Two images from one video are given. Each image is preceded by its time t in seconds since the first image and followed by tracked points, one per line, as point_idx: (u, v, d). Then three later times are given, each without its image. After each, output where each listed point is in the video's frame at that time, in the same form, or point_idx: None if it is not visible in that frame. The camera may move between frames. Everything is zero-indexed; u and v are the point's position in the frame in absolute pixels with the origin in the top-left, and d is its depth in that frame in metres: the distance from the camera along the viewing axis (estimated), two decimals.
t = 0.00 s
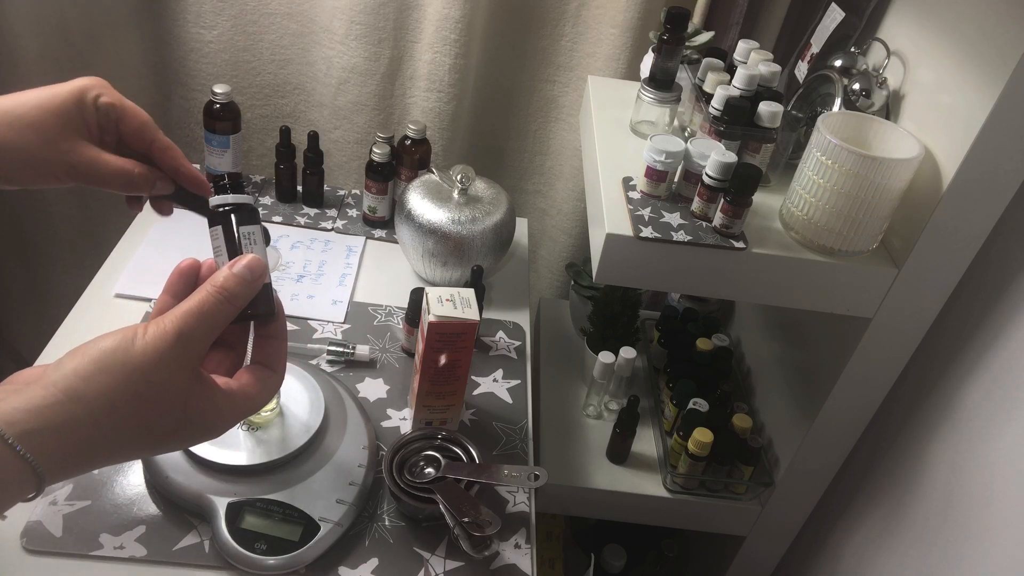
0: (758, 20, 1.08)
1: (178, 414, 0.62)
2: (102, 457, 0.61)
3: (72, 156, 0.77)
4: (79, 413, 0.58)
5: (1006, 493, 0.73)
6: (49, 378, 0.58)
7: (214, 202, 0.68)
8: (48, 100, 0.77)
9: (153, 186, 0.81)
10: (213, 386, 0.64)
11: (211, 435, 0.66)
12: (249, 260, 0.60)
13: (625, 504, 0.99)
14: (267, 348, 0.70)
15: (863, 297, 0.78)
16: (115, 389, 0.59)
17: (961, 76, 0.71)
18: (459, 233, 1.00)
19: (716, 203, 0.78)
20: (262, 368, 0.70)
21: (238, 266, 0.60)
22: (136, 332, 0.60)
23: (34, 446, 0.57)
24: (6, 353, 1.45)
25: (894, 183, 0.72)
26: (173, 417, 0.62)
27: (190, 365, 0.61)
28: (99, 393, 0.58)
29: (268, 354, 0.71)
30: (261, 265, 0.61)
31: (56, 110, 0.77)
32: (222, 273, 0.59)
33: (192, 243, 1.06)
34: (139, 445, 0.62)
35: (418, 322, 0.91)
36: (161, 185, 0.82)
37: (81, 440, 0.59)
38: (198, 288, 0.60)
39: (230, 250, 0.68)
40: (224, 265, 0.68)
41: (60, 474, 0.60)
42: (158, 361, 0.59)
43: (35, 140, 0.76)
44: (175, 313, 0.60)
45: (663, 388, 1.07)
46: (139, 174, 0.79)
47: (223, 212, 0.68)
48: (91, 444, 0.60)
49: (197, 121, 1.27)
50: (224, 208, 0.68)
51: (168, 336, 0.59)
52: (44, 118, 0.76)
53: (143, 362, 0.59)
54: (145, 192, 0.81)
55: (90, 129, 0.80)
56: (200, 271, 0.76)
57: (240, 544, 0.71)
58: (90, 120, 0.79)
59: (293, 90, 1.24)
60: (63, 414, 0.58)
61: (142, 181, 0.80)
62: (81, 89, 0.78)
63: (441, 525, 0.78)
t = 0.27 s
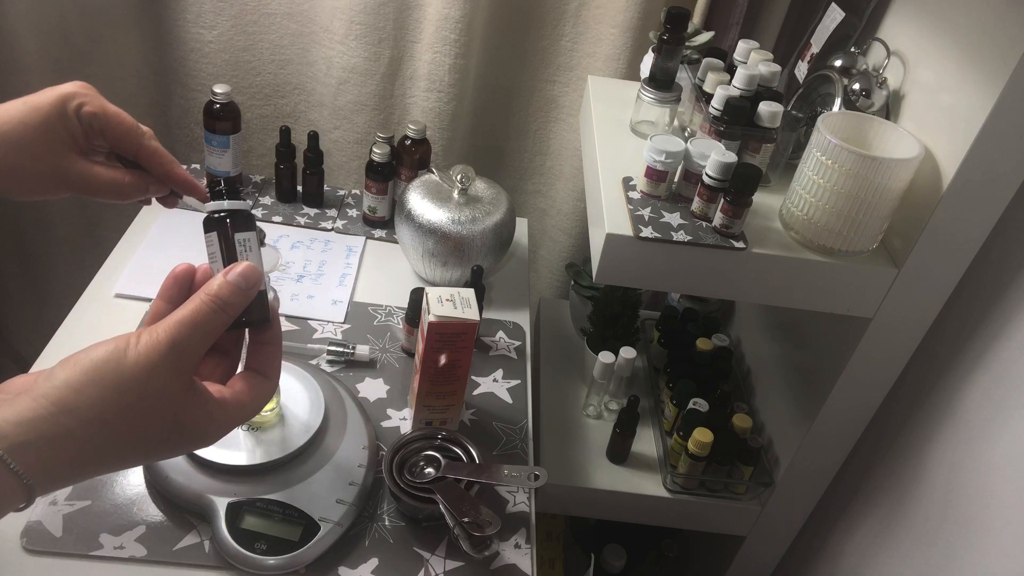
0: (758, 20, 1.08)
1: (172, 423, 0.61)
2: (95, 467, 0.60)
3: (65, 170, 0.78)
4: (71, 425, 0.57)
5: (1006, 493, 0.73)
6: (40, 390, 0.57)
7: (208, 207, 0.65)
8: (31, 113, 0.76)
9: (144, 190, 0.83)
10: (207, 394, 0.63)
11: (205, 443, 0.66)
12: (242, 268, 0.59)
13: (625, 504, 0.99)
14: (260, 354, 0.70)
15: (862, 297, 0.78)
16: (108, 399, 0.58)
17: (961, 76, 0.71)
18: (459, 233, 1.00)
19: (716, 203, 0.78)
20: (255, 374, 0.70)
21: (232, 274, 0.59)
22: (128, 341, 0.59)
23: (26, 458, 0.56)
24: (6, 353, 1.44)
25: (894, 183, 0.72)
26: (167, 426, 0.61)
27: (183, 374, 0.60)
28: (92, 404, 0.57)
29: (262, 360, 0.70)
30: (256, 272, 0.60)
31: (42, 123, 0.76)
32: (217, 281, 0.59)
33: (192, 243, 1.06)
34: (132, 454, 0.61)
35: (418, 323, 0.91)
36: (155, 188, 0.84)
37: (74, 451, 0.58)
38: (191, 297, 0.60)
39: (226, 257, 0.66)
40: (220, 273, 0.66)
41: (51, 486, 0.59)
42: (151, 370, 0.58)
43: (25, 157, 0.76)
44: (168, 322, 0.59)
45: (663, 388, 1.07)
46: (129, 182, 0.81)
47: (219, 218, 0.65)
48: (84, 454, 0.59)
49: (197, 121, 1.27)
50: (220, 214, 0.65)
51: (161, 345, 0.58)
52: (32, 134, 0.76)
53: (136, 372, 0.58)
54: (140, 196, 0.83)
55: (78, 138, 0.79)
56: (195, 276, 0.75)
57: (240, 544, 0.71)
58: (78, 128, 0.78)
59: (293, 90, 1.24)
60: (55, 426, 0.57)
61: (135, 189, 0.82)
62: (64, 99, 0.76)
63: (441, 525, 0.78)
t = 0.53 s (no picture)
0: (758, 20, 1.08)
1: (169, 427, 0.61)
2: (90, 471, 0.60)
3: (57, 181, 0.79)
4: (66, 429, 0.57)
5: (1006, 493, 0.73)
6: (34, 394, 0.56)
7: (205, 206, 0.64)
8: (19, 126, 0.75)
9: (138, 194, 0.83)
10: (203, 397, 0.63)
11: (201, 446, 0.66)
12: (240, 270, 0.59)
13: (625, 504, 0.99)
14: (256, 356, 0.70)
15: (863, 296, 0.78)
16: (104, 404, 0.57)
17: (961, 76, 0.71)
18: (459, 233, 1.00)
19: (716, 203, 0.78)
20: (252, 376, 0.70)
21: (229, 277, 0.59)
22: (124, 345, 0.59)
23: (21, 463, 0.56)
24: (6, 353, 1.45)
25: (894, 183, 0.72)
26: (163, 430, 0.61)
27: (179, 378, 0.60)
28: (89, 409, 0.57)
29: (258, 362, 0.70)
30: (253, 274, 0.60)
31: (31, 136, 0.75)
32: (214, 283, 0.58)
33: (192, 243, 1.06)
34: (128, 458, 0.61)
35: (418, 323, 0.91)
36: (148, 194, 0.84)
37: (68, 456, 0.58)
38: (188, 299, 0.59)
39: (223, 257, 0.65)
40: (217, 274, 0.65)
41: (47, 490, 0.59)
42: (147, 374, 0.58)
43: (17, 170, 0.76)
44: (165, 326, 0.58)
45: (663, 388, 1.07)
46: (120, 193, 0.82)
47: (216, 218, 0.64)
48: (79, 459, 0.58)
49: (197, 121, 1.27)
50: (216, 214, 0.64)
51: (158, 349, 0.58)
52: (22, 147, 0.76)
53: (133, 375, 0.58)
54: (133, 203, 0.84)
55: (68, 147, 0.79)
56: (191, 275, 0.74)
57: (240, 544, 0.71)
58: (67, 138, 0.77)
59: (293, 90, 1.24)
60: (50, 431, 0.56)
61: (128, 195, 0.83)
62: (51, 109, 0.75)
63: (441, 525, 0.78)
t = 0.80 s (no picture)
0: (758, 20, 1.08)
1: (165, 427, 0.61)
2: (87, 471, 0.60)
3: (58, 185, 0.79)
4: (61, 431, 0.57)
5: (1005, 493, 0.73)
6: (28, 398, 0.57)
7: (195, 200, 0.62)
8: (17, 133, 0.75)
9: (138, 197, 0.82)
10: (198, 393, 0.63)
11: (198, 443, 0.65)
12: (231, 267, 0.58)
13: (625, 504, 0.99)
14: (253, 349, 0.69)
15: (862, 297, 0.78)
16: (98, 405, 0.57)
17: (961, 76, 0.71)
18: (459, 233, 1.00)
19: (716, 203, 0.78)
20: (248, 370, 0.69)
21: (220, 274, 0.58)
22: (117, 345, 0.58)
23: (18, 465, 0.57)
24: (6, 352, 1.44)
25: (894, 183, 0.72)
26: (160, 429, 0.61)
27: (173, 377, 0.59)
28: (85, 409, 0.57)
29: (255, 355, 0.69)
30: (245, 270, 0.59)
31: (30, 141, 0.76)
32: (205, 281, 0.57)
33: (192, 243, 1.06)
34: (125, 457, 0.61)
35: (418, 323, 0.91)
36: (150, 196, 0.83)
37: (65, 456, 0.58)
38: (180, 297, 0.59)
39: (215, 253, 0.64)
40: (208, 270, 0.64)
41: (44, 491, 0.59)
42: (141, 374, 0.58)
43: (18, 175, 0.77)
44: (157, 325, 0.58)
45: (663, 388, 1.07)
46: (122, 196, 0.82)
47: (206, 213, 0.62)
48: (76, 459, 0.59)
49: (197, 121, 1.27)
50: (205, 209, 0.62)
51: (150, 349, 0.57)
52: (22, 152, 0.76)
53: (128, 376, 0.57)
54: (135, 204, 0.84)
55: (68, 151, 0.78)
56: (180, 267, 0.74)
57: (240, 544, 0.71)
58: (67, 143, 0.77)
59: (293, 90, 1.24)
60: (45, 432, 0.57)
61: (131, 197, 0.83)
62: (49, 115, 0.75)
63: (441, 525, 0.78)
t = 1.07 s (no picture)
0: (758, 20, 1.08)
1: (161, 425, 0.61)
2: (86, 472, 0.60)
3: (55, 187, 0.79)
4: (57, 434, 0.57)
5: (1006, 493, 0.73)
6: (23, 402, 0.56)
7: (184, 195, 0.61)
8: (13, 136, 0.75)
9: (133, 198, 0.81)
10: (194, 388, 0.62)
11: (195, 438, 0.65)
12: (223, 264, 0.57)
13: (625, 504, 0.99)
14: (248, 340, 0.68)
15: (862, 297, 0.78)
16: (93, 406, 0.57)
17: (961, 76, 0.71)
18: (459, 233, 1.00)
19: (716, 203, 0.78)
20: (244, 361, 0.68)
21: (212, 271, 0.57)
22: (109, 347, 0.57)
23: (15, 468, 0.57)
24: (6, 353, 1.45)
25: (895, 183, 0.72)
26: (155, 428, 0.61)
27: (168, 376, 0.59)
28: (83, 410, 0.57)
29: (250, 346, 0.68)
30: (238, 266, 0.58)
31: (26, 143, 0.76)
32: (196, 279, 0.57)
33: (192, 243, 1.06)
34: (123, 457, 0.61)
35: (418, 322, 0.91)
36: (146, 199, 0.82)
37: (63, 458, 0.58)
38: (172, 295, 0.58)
39: (207, 248, 0.63)
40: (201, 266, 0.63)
41: (40, 493, 0.59)
42: (136, 374, 0.57)
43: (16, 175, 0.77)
44: (149, 325, 0.57)
45: (663, 388, 1.06)
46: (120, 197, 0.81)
47: (196, 208, 0.61)
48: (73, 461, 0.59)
49: (197, 121, 1.27)
50: (196, 205, 0.61)
51: (144, 350, 0.57)
52: (19, 155, 0.76)
53: (123, 376, 0.57)
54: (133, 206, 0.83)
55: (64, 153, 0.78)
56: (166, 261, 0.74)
57: (240, 544, 0.71)
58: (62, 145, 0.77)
59: (293, 90, 1.24)
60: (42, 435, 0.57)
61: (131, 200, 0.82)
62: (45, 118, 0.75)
63: (441, 525, 0.78)
